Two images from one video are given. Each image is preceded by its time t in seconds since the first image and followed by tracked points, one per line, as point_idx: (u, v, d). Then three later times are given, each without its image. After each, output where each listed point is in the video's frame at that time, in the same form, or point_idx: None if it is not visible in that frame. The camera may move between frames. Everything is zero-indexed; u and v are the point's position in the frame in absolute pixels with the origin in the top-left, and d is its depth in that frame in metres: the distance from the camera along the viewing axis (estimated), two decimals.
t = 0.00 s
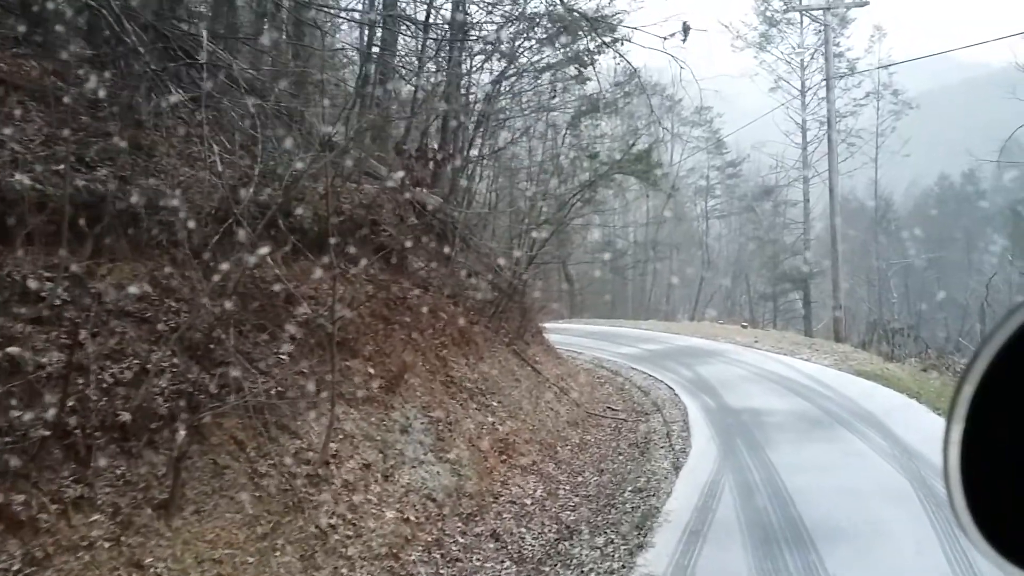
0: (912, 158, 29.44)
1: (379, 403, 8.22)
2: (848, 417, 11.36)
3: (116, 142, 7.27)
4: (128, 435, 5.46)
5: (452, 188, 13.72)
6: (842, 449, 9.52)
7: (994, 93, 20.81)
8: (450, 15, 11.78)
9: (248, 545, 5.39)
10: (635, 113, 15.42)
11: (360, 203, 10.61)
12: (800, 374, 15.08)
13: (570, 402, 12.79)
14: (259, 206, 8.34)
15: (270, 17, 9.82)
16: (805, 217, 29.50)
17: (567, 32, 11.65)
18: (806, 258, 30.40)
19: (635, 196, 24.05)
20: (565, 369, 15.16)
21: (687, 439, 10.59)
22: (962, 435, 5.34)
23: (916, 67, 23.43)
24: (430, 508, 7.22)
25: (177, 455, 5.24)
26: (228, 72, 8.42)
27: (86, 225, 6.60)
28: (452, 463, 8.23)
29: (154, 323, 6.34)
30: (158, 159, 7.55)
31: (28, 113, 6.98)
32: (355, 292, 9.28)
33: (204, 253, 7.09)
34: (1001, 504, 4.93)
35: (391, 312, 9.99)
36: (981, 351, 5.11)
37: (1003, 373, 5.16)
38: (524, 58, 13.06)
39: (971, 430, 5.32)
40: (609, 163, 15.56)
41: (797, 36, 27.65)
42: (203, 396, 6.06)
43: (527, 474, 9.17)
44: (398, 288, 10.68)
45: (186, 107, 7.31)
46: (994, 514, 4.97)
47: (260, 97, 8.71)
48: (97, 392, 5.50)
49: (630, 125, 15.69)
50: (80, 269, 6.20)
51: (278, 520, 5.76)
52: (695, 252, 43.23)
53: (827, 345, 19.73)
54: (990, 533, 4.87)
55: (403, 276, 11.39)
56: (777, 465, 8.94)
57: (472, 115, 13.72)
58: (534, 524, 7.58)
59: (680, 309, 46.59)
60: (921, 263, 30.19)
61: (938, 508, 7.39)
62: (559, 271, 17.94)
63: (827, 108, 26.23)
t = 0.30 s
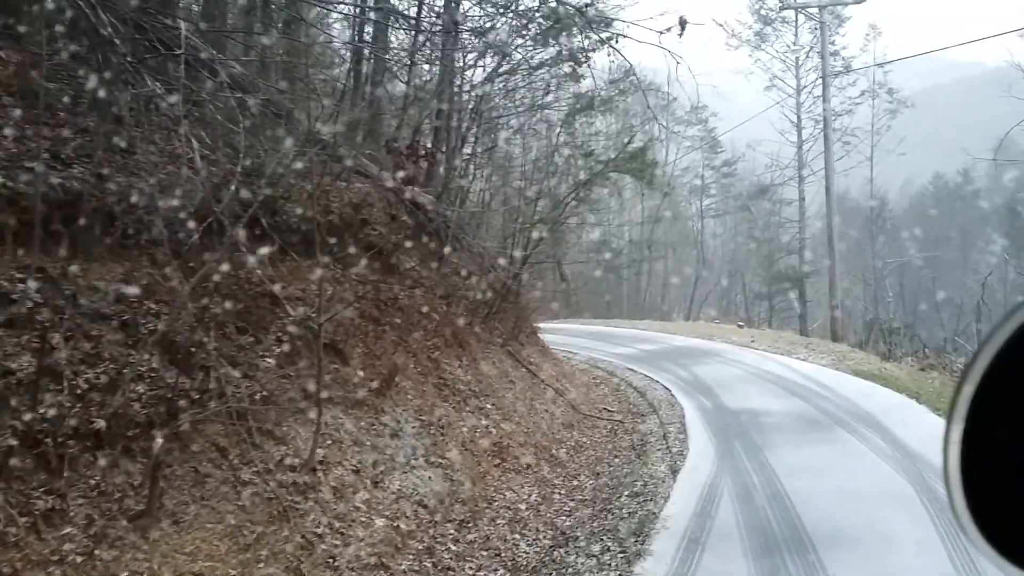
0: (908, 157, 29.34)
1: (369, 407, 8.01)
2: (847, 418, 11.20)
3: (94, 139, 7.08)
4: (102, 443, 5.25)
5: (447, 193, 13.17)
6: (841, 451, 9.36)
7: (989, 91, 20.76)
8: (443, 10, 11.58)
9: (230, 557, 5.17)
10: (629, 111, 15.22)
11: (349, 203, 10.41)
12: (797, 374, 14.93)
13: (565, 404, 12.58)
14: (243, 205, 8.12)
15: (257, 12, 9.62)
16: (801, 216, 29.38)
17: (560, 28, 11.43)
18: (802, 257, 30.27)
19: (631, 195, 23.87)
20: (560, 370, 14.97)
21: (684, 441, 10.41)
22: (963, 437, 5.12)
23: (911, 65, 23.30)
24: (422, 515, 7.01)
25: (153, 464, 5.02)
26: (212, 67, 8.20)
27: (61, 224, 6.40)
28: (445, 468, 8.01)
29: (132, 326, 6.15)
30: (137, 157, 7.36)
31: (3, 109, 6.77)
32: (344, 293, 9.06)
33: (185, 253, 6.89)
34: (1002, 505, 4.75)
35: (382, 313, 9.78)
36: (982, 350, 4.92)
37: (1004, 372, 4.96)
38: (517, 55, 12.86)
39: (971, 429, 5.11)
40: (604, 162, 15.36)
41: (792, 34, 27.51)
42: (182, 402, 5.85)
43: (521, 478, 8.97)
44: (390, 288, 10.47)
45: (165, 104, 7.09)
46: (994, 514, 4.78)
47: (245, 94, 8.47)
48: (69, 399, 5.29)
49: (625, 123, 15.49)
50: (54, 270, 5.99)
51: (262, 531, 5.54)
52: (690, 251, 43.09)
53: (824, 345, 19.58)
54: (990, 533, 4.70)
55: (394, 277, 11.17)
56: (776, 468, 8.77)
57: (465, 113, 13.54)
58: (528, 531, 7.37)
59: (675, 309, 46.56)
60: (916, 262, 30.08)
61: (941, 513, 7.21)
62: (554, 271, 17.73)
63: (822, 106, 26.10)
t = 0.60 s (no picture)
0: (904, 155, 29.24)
1: (360, 411, 7.82)
2: (847, 419, 11.04)
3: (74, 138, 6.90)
4: (78, 452, 5.08)
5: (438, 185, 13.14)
6: (842, 454, 9.19)
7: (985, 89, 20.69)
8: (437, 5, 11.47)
9: (213, 569, 4.97)
10: (626, 109, 15.06)
11: (341, 202, 10.23)
12: (795, 375, 14.79)
13: (561, 406, 12.41)
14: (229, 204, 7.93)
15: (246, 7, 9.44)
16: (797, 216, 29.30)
17: (556, 23, 11.27)
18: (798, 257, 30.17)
19: (627, 194, 23.73)
20: (556, 371, 14.80)
21: (682, 444, 10.23)
22: (961, 437, 4.82)
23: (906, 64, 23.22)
24: (414, 522, 6.83)
25: (131, 473, 4.84)
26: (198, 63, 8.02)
27: (39, 225, 6.22)
28: (438, 473, 7.82)
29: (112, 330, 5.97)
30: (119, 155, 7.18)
31: None
32: (335, 294, 8.87)
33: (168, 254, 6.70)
34: (1001, 505, 4.59)
35: (374, 315, 9.59)
36: (980, 349, 4.63)
37: (1003, 372, 4.71)
38: (512, 52, 12.72)
39: (972, 431, 4.82)
40: (600, 161, 15.20)
41: (788, 32, 27.41)
42: (163, 408, 5.66)
43: (516, 482, 8.79)
44: (382, 289, 10.28)
45: (148, 100, 6.90)
46: (992, 513, 4.64)
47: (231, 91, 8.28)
48: (45, 406, 5.12)
49: (621, 122, 15.33)
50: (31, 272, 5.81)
51: (247, 541, 5.34)
52: (686, 251, 42.96)
53: (822, 345, 19.43)
54: (990, 535, 4.52)
55: (386, 278, 10.97)
56: (776, 472, 8.60)
57: (459, 110, 13.33)
58: (523, 537, 7.19)
59: (671, 309, 46.44)
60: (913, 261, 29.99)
61: (945, 518, 7.04)
62: (549, 270, 17.57)
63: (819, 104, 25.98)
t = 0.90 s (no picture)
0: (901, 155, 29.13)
1: (352, 415, 7.65)
2: (847, 421, 10.89)
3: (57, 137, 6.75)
4: (57, 460, 4.92)
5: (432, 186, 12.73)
6: (843, 457, 9.04)
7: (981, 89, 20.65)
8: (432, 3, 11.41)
9: None
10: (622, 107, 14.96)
11: (334, 201, 10.08)
12: (793, 376, 14.65)
13: (557, 408, 12.25)
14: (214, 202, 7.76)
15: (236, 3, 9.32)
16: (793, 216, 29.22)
17: (552, 18, 11.15)
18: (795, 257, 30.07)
19: (623, 193, 23.62)
20: (552, 372, 14.65)
21: (680, 446, 10.08)
22: (959, 439, 4.64)
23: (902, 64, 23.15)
24: (407, 529, 6.66)
25: (111, 481, 4.67)
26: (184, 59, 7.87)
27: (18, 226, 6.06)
28: (432, 478, 7.66)
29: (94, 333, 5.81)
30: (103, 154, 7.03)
31: None
32: (326, 296, 8.72)
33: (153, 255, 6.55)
34: (1001, 506, 4.47)
35: (367, 316, 9.42)
36: (979, 349, 4.41)
37: (1003, 371, 4.51)
38: (507, 51, 12.86)
39: (972, 431, 4.61)
40: (596, 160, 15.10)
41: (785, 32, 27.32)
42: (147, 413, 5.51)
43: (512, 486, 8.63)
44: (375, 290, 10.12)
45: (133, 97, 6.73)
46: (992, 515, 4.51)
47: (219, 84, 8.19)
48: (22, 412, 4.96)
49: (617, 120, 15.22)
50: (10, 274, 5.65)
51: (234, 550, 5.16)
52: (683, 251, 42.85)
53: (819, 346, 19.30)
54: (990, 535, 4.41)
55: (381, 277, 10.80)
56: (775, 476, 8.45)
57: (453, 110, 13.19)
58: (519, 543, 7.04)
59: (667, 309, 46.34)
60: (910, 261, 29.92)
61: (949, 522, 6.89)
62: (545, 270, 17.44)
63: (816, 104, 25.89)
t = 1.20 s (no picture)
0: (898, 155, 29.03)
1: (344, 419, 7.50)
2: (846, 422, 10.77)
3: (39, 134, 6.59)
4: (36, 468, 4.77)
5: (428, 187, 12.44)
6: (843, 459, 8.92)
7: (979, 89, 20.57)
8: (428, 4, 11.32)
9: None
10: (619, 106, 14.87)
11: (327, 200, 9.94)
12: (792, 377, 14.53)
13: (554, 410, 12.09)
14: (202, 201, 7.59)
15: None
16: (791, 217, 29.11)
17: (549, 16, 11.00)
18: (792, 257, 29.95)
19: (621, 193, 23.44)
20: (549, 374, 14.49)
21: (679, 449, 9.95)
22: (960, 440, 4.78)
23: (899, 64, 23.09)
24: (401, 535, 6.51)
25: (92, 490, 4.52)
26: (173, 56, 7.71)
27: None
28: (427, 483, 7.50)
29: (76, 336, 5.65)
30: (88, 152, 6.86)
31: None
32: (319, 297, 8.56)
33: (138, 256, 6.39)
34: (1000, 506, 4.59)
35: (360, 318, 9.26)
36: (979, 350, 4.60)
37: (1003, 373, 4.68)
38: (502, 48, 12.72)
39: (972, 433, 4.75)
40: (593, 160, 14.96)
41: (782, 32, 27.21)
42: (130, 420, 5.35)
43: (508, 491, 8.48)
44: (369, 291, 9.96)
45: (117, 95, 6.57)
46: (991, 514, 4.63)
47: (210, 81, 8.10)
48: None
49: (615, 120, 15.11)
50: None
51: (221, 560, 5.01)
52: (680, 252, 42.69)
53: (818, 347, 19.17)
54: (990, 535, 4.52)
55: (375, 278, 10.62)
56: (775, 479, 8.33)
57: (448, 109, 13.02)
58: (515, 549, 6.89)
59: (664, 310, 46.20)
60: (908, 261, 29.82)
61: (952, 525, 6.79)
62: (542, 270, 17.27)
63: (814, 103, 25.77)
